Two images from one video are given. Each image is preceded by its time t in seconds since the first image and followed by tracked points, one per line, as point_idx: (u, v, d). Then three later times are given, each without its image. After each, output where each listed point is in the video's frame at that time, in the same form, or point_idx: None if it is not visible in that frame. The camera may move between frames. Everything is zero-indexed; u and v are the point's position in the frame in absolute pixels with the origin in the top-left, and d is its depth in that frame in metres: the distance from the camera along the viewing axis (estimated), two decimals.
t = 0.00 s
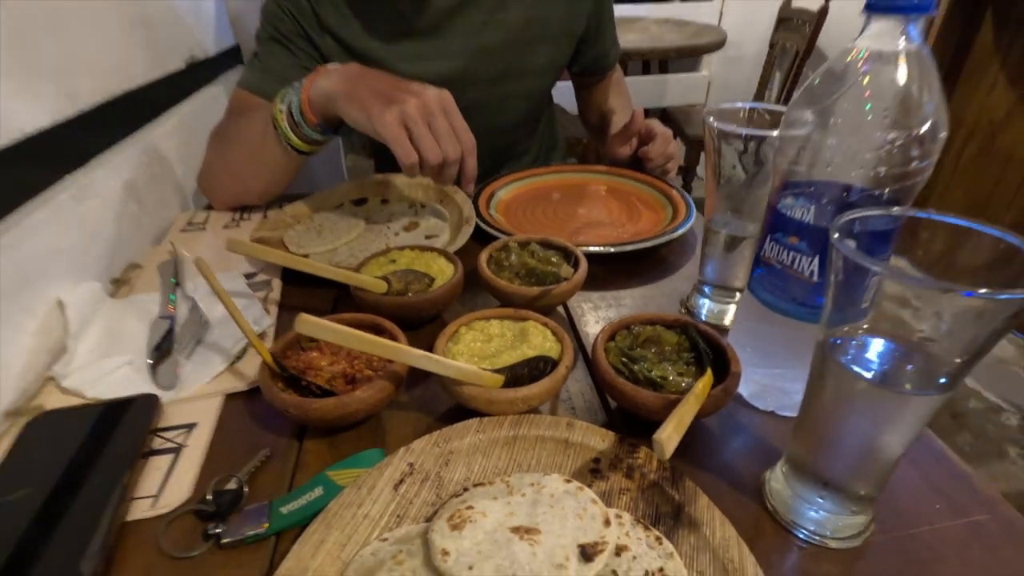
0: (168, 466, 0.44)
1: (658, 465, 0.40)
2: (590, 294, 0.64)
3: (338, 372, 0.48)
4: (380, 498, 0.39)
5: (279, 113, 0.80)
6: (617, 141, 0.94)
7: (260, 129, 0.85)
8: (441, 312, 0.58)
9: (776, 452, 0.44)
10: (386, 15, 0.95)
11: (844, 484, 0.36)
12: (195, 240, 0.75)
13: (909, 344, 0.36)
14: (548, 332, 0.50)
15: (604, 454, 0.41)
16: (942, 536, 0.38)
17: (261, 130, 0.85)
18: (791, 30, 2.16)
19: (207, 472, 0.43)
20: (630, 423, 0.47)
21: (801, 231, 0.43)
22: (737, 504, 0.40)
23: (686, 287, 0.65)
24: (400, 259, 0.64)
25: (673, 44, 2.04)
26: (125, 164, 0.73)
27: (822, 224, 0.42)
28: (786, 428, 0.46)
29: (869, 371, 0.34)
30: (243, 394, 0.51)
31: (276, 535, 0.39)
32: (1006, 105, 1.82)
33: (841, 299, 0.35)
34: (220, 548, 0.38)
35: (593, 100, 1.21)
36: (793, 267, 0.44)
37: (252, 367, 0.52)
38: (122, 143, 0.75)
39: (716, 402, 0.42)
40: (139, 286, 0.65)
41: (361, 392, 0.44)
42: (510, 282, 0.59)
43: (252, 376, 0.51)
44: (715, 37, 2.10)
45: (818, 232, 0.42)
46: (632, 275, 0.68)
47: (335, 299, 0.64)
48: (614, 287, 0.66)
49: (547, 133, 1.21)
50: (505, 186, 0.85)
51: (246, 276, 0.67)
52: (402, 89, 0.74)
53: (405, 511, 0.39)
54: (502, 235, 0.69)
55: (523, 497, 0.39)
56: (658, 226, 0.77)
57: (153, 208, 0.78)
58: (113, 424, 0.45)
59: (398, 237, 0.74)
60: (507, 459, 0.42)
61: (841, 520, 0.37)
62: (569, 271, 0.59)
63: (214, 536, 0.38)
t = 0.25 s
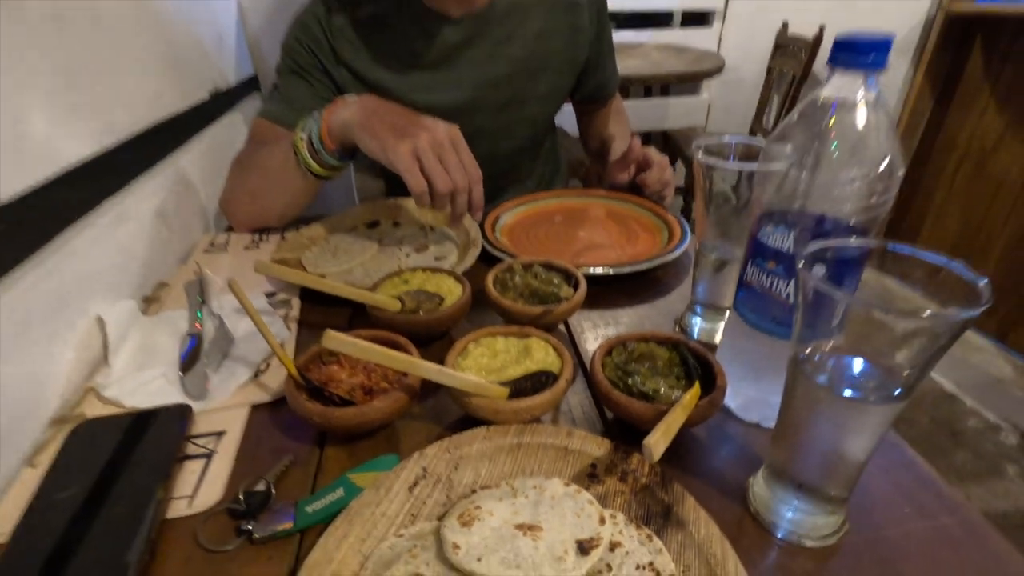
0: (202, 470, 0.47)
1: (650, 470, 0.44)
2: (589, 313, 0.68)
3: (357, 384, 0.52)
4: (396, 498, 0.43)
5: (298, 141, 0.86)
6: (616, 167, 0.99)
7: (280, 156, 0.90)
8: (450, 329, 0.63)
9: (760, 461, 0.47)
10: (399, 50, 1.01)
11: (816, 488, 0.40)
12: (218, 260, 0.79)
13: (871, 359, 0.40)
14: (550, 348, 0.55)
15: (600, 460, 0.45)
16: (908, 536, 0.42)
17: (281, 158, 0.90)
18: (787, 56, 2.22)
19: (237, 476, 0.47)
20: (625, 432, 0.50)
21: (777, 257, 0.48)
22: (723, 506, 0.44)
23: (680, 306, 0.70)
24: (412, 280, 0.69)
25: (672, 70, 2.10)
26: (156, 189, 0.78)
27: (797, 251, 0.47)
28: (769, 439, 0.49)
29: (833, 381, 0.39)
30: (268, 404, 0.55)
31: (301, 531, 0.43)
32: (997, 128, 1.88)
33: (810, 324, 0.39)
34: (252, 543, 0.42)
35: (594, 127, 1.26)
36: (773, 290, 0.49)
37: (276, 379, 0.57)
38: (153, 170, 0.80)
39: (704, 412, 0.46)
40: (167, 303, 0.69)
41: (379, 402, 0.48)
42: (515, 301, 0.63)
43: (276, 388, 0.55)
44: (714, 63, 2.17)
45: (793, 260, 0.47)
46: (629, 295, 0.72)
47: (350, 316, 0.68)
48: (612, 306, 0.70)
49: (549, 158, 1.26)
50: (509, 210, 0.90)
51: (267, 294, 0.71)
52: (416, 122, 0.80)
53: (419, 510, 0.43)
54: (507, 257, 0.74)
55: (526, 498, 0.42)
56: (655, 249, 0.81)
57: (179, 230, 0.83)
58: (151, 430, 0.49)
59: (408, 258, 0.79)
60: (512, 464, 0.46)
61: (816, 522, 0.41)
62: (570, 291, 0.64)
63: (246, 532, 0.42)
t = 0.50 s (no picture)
0: (227, 478, 0.51)
1: (642, 481, 0.48)
2: (587, 334, 0.72)
3: (372, 399, 0.56)
4: (408, 505, 0.46)
5: (320, 170, 0.92)
6: (615, 197, 1.04)
7: (296, 184, 0.96)
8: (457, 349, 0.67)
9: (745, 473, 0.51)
10: (409, 85, 1.08)
11: (792, 497, 0.44)
12: (236, 281, 0.84)
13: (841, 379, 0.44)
14: (550, 367, 0.59)
15: (596, 471, 0.49)
16: (879, 542, 0.45)
17: (296, 185, 0.96)
18: (781, 86, 2.28)
19: (259, 484, 0.51)
20: (620, 447, 0.54)
21: (757, 286, 0.52)
22: (709, 515, 0.47)
23: (673, 329, 0.74)
24: (421, 302, 0.73)
25: (671, 100, 2.16)
26: (180, 216, 0.83)
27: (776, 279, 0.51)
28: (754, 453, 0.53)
29: (803, 397, 0.43)
30: (286, 418, 0.59)
31: (320, 535, 0.46)
32: (986, 157, 1.93)
33: (786, 350, 0.44)
34: (275, 545, 0.46)
35: (593, 157, 1.32)
36: (754, 316, 0.53)
37: (295, 395, 0.61)
38: (178, 197, 0.85)
39: (692, 427, 0.50)
40: (190, 323, 0.73)
41: (392, 416, 0.52)
42: (517, 323, 0.68)
43: (295, 403, 0.59)
44: (710, 93, 2.23)
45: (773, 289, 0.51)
46: (625, 317, 0.77)
47: (362, 336, 0.73)
48: (609, 328, 0.74)
49: (550, 186, 1.32)
50: (513, 236, 0.95)
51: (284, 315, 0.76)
52: (429, 156, 0.85)
53: (429, 516, 0.46)
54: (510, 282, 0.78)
55: (527, 505, 0.46)
56: (650, 273, 0.86)
57: (200, 254, 0.88)
58: (180, 441, 0.53)
59: (417, 282, 0.84)
60: (515, 474, 0.49)
61: (793, 529, 0.44)
62: (569, 314, 0.68)
63: (269, 535, 0.46)
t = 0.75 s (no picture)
0: (249, 485, 0.56)
1: (627, 485, 0.53)
2: (580, 353, 0.78)
3: (381, 412, 0.61)
4: (415, 506, 0.51)
5: (335, 205, 0.98)
6: (607, 226, 1.11)
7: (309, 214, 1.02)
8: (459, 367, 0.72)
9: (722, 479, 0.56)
10: (413, 121, 1.16)
11: (760, 498, 0.49)
12: (252, 305, 0.90)
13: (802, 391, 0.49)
14: (544, 383, 0.64)
15: (585, 477, 0.54)
16: (842, 539, 0.50)
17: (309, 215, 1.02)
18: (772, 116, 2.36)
19: (279, 490, 0.56)
20: (608, 456, 0.59)
21: (729, 308, 0.57)
22: (688, 516, 0.52)
23: (660, 347, 0.79)
24: (426, 324, 0.79)
25: (666, 129, 2.23)
26: (202, 244, 0.89)
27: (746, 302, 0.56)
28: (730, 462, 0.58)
29: (764, 407, 0.48)
30: (302, 431, 0.64)
31: (335, 535, 0.51)
32: (970, 184, 2.00)
33: (753, 368, 0.48)
34: (294, 543, 0.51)
35: (588, 186, 1.39)
36: (728, 335, 0.57)
37: (310, 410, 0.66)
38: (200, 226, 0.92)
39: (672, 437, 0.55)
40: (211, 344, 0.79)
41: (400, 427, 0.57)
42: (515, 343, 0.73)
43: (310, 417, 0.65)
44: (702, 122, 2.32)
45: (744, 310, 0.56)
46: (616, 337, 0.82)
47: (371, 355, 0.78)
48: (601, 347, 0.80)
49: (547, 212, 1.38)
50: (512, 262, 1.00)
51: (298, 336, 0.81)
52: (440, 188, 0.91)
53: (434, 516, 0.51)
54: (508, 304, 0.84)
55: (522, 507, 0.51)
56: (640, 296, 0.92)
57: (219, 279, 0.94)
58: (206, 450, 0.58)
59: (422, 304, 0.89)
60: (511, 480, 0.54)
61: (762, 528, 0.49)
62: (563, 334, 0.73)
63: (290, 534, 0.51)
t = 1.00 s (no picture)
0: (265, 496, 0.61)
1: (614, 494, 0.57)
2: (574, 373, 0.82)
3: (388, 428, 0.66)
4: (418, 514, 0.56)
5: (342, 238, 1.04)
6: (601, 251, 1.16)
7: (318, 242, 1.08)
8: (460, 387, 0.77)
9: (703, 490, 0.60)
10: (416, 154, 1.23)
11: (734, 503, 0.53)
12: (265, 329, 0.95)
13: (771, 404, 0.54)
14: (539, 401, 0.69)
15: (576, 487, 0.58)
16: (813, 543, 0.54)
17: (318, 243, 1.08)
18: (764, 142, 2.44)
19: (292, 501, 0.60)
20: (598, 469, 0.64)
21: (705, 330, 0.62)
22: (671, 524, 0.56)
23: (649, 367, 0.84)
24: (429, 346, 0.84)
25: (661, 157, 2.31)
26: (218, 272, 0.95)
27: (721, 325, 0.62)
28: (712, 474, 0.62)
29: (733, 418, 0.53)
30: (313, 447, 0.69)
31: (344, 541, 0.55)
32: (958, 206, 2.06)
33: (725, 384, 0.53)
34: (307, 549, 0.55)
35: (584, 212, 1.45)
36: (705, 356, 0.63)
37: (321, 427, 0.71)
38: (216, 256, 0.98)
39: (657, 449, 0.60)
40: (227, 366, 0.84)
41: (405, 442, 0.62)
42: (512, 363, 0.78)
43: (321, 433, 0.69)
44: (697, 149, 2.40)
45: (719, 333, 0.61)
46: (609, 358, 0.87)
47: (377, 376, 0.83)
48: (595, 368, 0.84)
49: (545, 238, 1.44)
50: (510, 286, 1.06)
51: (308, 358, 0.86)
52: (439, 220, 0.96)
53: (435, 524, 0.55)
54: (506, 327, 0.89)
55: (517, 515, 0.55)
56: (632, 318, 0.97)
57: (233, 305, 0.99)
58: (225, 465, 0.63)
59: (425, 327, 0.94)
60: (507, 490, 0.59)
61: (737, 534, 0.53)
62: (557, 355, 0.78)
63: (303, 541, 0.55)
